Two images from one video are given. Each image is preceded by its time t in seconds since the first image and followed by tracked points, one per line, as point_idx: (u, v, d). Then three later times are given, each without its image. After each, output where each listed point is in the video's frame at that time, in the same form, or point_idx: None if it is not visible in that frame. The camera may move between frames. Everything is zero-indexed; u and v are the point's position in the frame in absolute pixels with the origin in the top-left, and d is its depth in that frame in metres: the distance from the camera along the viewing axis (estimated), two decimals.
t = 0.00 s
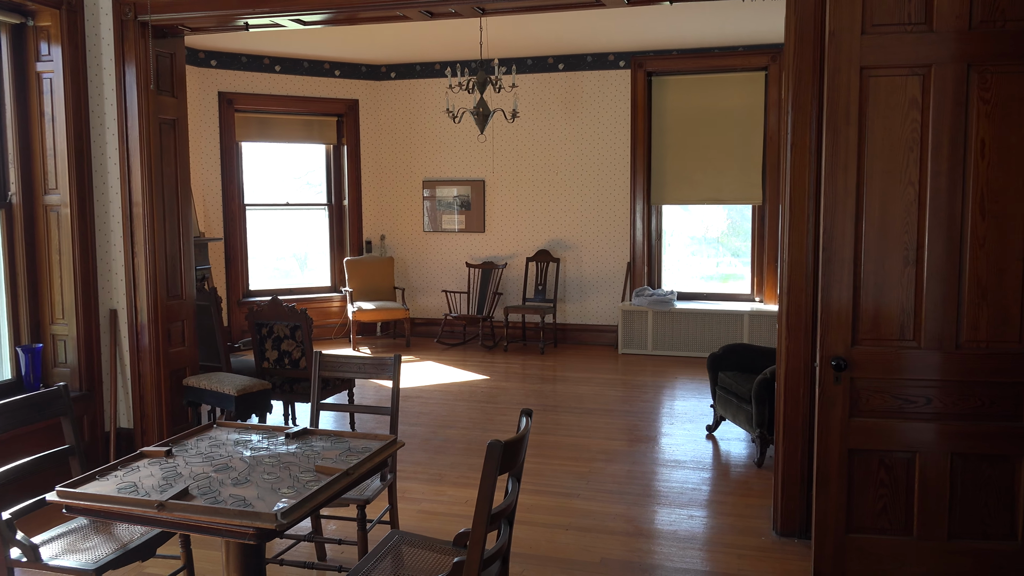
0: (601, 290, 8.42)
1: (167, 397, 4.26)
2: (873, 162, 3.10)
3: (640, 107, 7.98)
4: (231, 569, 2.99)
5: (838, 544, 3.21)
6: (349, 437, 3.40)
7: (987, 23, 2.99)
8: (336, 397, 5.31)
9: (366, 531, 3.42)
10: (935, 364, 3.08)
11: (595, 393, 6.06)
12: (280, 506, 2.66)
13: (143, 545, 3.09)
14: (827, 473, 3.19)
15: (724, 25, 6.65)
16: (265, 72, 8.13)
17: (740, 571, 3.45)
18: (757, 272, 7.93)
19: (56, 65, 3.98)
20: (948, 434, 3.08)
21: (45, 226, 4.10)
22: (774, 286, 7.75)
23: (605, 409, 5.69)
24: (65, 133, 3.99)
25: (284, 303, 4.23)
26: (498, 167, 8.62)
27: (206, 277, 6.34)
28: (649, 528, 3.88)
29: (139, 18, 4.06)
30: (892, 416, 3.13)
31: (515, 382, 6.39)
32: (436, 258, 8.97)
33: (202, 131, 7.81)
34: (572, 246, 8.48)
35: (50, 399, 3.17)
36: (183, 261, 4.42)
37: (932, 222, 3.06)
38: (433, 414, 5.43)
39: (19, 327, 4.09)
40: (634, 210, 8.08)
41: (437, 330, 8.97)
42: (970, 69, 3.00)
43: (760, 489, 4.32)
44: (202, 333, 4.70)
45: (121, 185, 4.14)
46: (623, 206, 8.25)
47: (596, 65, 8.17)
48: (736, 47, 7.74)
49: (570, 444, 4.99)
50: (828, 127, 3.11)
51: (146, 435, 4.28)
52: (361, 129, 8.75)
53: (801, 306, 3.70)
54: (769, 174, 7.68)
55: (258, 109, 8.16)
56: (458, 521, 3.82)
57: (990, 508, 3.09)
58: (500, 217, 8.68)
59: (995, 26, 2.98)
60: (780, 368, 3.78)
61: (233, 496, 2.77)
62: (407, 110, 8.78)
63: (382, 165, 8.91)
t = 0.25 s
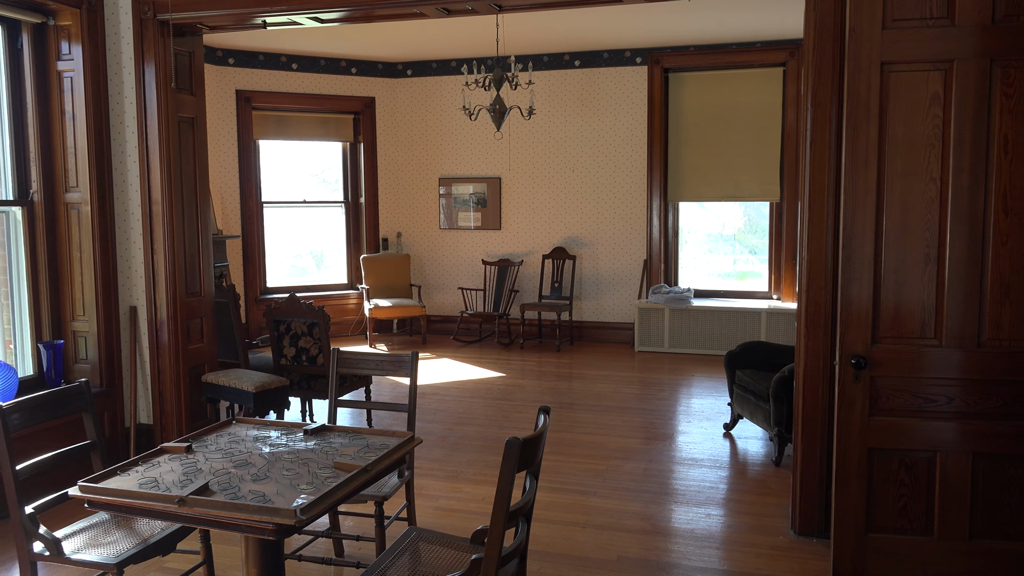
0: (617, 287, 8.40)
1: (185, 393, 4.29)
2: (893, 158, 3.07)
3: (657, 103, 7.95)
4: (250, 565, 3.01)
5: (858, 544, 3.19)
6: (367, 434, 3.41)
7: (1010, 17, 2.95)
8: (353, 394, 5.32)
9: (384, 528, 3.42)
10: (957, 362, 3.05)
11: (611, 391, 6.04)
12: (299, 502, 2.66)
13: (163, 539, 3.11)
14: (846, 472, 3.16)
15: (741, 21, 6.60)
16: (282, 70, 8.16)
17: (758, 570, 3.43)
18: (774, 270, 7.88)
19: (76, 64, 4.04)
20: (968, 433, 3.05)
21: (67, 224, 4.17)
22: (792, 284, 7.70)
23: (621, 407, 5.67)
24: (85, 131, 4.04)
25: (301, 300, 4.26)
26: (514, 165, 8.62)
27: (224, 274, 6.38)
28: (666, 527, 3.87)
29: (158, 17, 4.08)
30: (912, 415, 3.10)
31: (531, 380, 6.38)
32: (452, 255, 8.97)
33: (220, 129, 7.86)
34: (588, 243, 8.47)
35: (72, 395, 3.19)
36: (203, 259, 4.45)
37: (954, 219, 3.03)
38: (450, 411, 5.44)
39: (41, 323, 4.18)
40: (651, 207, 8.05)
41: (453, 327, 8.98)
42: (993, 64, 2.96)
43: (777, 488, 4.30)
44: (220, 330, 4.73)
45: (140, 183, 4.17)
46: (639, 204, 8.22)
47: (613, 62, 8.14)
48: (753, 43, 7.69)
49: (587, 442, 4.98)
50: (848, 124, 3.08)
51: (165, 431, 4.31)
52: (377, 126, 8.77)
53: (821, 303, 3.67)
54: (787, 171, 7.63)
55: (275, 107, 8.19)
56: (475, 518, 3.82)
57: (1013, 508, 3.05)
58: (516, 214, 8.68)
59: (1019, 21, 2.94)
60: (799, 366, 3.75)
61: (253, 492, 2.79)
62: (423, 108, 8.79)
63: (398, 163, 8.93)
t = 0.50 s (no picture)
0: (632, 286, 8.37)
1: (203, 391, 4.32)
2: (913, 156, 3.04)
3: (672, 101, 7.92)
4: (268, 561, 3.02)
5: (877, 544, 3.16)
6: (384, 432, 3.42)
7: None
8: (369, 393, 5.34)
9: (400, 525, 3.43)
10: (977, 361, 3.02)
11: (626, 390, 6.03)
12: (317, 499, 2.67)
13: (182, 536, 3.13)
14: (865, 472, 3.13)
15: (757, 18, 6.56)
16: (299, 69, 8.19)
17: (776, 570, 3.41)
18: (791, 269, 7.83)
19: (96, 63, 4.07)
20: (989, 434, 3.02)
21: (87, 222, 4.21)
22: (809, 283, 7.65)
23: (636, 405, 5.65)
24: (104, 130, 4.08)
25: (317, 298, 4.28)
26: (529, 163, 8.61)
27: (241, 272, 6.42)
28: (683, 526, 3.85)
29: (176, 16, 4.11)
30: (932, 414, 3.07)
31: (546, 378, 6.38)
32: (467, 253, 8.98)
33: (237, 128, 7.90)
34: (603, 242, 8.45)
35: (91, 393, 3.21)
36: (220, 257, 4.47)
37: (975, 217, 2.99)
38: (465, 409, 5.44)
39: (61, 320, 4.22)
40: (667, 206, 8.02)
41: (468, 326, 8.99)
42: (1015, 60, 2.93)
43: (795, 487, 4.27)
44: (238, 328, 4.76)
45: (158, 181, 4.20)
46: (655, 202, 8.20)
47: (628, 60, 8.12)
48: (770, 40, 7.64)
49: (602, 440, 4.97)
50: (867, 121, 3.05)
51: (183, 429, 4.34)
52: (393, 125, 8.79)
53: (839, 302, 3.64)
54: (804, 168, 7.59)
55: (292, 106, 8.23)
56: (491, 516, 3.82)
57: None
58: (531, 213, 8.67)
59: None
60: (817, 365, 3.72)
61: (271, 489, 2.80)
62: (438, 106, 8.80)
63: (414, 161, 8.95)
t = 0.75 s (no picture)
0: (650, 285, 8.35)
1: (223, 389, 4.35)
2: (936, 155, 3.01)
3: (690, 99, 7.88)
4: (288, 559, 3.04)
5: (898, 545, 3.13)
6: (402, 430, 3.43)
7: None
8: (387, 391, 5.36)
9: (419, 523, 3.44)
10: (1001, 362, 2.98)
11: (643, 389, 6.01)
12: (337, 497, 2.68)
13: (203, 533, 3.15)
14: (886, 473, 3.11)
15: (774, 15, 6.52)
16: (317, 69, 8.22)
17: (796, 571, 3.39)
18: (810, 268, 7.78)
19: (118, 64, 4.11)
20: (1012, 434, 2.98)
21: (108, 221, 4.25)
22: (828, 282, 7.59)
23: (654, 405, 5.64)
24: (126, 130, 4.12)
25: (336, 297, 4.29)
26: (546, 162, 8.61)
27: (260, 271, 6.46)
28: (701, 526, 3.83)
29: (196, 17, 4.14)
30: (954, 415, 3.04)
31: (564, 377, 6.37)
32: (484, 252, 8.99)
33: (256, 128, 7.95)
34: (621, 240, 8.43)
35: (113, 390, 3.24)
36: (240, 256, 4.50)
37: (999, 216, 2.96)
38: (482, 408, 5.45)
39: (83, 319, 4.27)
40: (685, 204, 7.99)
41: (485, 324, 9.00)
42: None
43: (814, 488, 4.24)
44: (257, 327, 4.79)
45: (179, 181, 4.22)
46: (673, 201, 8.17)
47: (646, 58, 8.09)
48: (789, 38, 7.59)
49: (620, 440, 4.96)
50: (889, 119, 3.01)
51: (204, 427, 4.37)
52: (410, 125, 8.80)
53: (860, 302, 3.60)
54: (823, 167, 7.54)
55: (311, 106, 8.27)
56: (509, 515, 3.82)
57: None
58: (549, 212, 8.67)
59: None
60: (837, 365, 3.69)
61: (291, 487, 2.81)
62: (456, 105, 8.80)
63: (431, 160, 8.96)
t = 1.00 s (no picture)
0: (664, 284, 8.33)
1: (238, 387, 4.37)
2: (954, 153, 2.98)
3: (705, 98, 7.85)
4: (303, 556, 3.05)
5: (915, 547, 3.10)
6: (417, 430, 3.43)
7: None
8: (401, 390, 5.37)
9: (433, 522, 3.44)
10: (1019, 362, 2.96)
11: (657, 389, 6.00)
12: (352, 496, 2.69)
13: (219, 531, 3.16)
14: (903, 474, 3.08)
15: (789, 14, 6.48)
16: (332, 69, 8.25)
17: (812, 572, 3.37)
18: (825, 267, 7.74)
19: (135, 64, 4.14)
20: None
21: (125, 220, 4.28)
22: (843, 282, 7.54)
23: (668, 405, 5.62)
24: (143, 129, 4.14)
25: (350, 296, 4.30)
26: (559, 161, 8.60)
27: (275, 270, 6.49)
28: (715, 527, 3.82)
29: (213, 17, 4.16)
30: (972, 416, 3.01)
31: (577, 377, 6.36)
32: (498, 252, 8.99)
33: (272, 127, 7.99)
34: (635, 240, 8.41)
35: (130, 388, 3.26)
36: (255, 255, 4.52)
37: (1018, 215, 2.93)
38: (496, 407, 5.45)
39: (101, 317, 4.31)
40: (699, 204, 7.96)
41: (499, 324, 9.00)
42: None
43: (830, 489, 4.21)
44: (272, 326, 4.81)
45: (195, 180, 4.25)
46: (688, 200, 8.14)
47: (661, 57, 8.06)
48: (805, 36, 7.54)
49: (634, 440, 4.95)
50: (907, 118, 2.99)
51: (219, 425, 4.40)
52: (425, 124, 8.82)
53: (877, 302, 3.57)
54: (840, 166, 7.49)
55: (325, 105, 8.30)
56: (523, 515, 3.82)
57: None
58: (562, 211, 8.66)
59: None
60: (853, 366, 3.67)
61: (307, 485, 2.82)
62: (470, 104, 8.81)
63: (445, 159, 8.97)
